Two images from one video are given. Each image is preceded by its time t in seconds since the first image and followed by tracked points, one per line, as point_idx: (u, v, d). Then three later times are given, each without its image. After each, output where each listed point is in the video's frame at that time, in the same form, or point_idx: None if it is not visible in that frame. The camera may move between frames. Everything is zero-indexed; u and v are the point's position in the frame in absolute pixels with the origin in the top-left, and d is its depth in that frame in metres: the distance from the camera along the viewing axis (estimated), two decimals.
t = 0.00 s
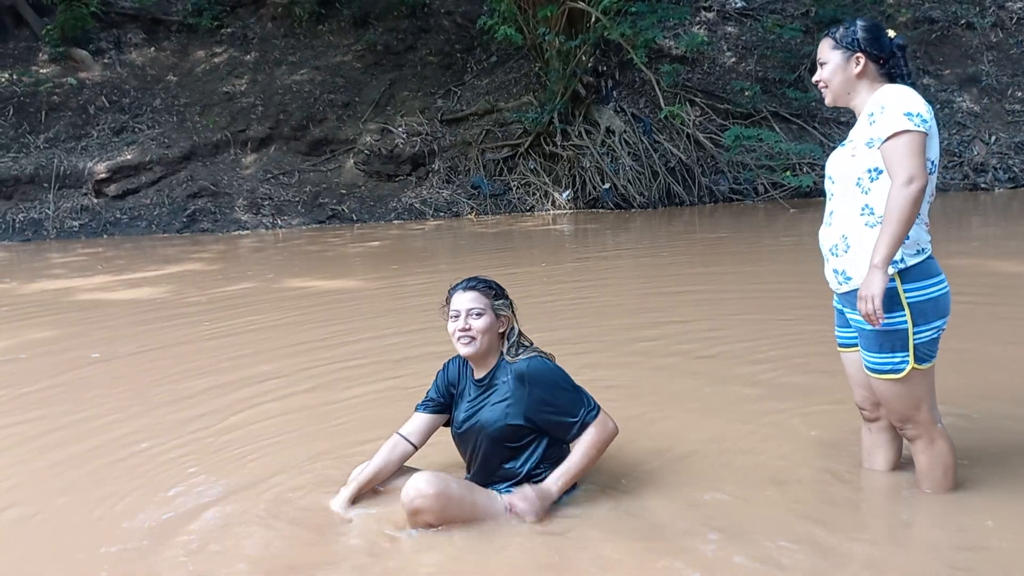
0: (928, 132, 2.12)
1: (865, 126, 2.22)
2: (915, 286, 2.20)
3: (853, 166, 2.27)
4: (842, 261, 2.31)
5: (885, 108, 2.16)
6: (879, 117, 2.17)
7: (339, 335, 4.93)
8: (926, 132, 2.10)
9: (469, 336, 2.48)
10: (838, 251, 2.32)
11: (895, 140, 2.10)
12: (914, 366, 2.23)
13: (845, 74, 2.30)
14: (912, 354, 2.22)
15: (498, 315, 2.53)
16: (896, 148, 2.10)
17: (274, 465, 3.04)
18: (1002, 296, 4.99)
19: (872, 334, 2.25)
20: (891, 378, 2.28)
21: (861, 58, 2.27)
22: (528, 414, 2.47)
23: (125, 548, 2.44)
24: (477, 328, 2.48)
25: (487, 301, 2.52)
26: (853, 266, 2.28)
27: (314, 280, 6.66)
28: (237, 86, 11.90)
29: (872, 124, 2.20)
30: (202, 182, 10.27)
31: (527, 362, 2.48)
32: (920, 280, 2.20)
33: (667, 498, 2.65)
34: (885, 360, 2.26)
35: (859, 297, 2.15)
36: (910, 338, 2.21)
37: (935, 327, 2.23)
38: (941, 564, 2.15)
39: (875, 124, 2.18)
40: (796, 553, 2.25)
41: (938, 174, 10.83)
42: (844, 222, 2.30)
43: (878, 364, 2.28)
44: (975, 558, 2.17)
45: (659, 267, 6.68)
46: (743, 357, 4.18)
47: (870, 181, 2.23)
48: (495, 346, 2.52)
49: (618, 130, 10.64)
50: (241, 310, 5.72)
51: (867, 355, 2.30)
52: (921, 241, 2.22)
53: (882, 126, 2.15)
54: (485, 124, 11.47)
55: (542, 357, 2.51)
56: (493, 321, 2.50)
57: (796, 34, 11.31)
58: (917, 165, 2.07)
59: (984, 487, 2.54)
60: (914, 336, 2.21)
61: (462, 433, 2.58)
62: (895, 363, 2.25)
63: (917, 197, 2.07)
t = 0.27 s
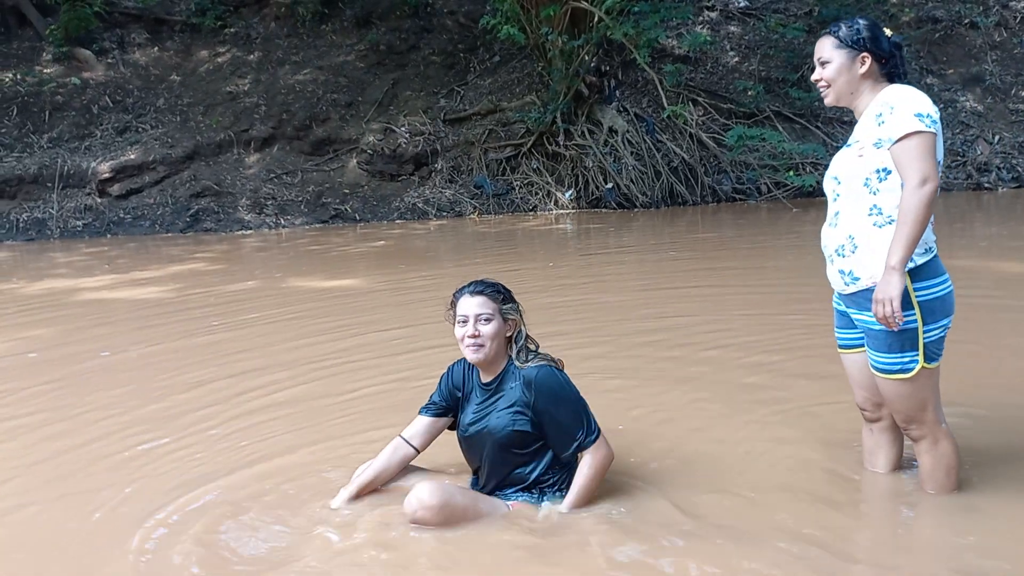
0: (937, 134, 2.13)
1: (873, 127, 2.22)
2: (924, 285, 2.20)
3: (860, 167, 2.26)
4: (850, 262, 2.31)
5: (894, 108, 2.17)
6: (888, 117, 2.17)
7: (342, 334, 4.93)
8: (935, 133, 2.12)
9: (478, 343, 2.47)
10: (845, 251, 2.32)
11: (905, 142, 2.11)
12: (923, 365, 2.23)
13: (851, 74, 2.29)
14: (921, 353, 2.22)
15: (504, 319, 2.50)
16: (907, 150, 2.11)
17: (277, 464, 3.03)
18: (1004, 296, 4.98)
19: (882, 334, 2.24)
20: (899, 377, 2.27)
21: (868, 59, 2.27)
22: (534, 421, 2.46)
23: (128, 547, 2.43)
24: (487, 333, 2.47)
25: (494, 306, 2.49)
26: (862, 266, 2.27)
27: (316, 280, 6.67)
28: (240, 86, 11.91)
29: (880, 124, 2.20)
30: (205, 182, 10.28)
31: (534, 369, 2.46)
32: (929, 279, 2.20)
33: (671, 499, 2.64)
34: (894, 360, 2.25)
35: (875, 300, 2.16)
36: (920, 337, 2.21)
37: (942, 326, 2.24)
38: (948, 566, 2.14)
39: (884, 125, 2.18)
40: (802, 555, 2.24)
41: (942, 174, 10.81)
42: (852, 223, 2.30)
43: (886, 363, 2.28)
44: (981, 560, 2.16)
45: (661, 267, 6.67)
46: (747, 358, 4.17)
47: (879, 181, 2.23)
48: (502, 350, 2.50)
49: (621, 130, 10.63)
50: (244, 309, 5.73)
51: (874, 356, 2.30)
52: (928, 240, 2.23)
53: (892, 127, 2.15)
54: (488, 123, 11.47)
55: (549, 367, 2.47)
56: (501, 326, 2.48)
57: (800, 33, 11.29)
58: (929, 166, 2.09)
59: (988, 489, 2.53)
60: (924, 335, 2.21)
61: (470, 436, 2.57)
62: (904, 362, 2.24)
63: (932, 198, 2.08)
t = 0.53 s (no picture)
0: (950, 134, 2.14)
1: (884, 127, 2.20)
2: (931, 283, 2.20)
3: (868, 167, 2.25)
4: (858, 261, 2.29)
5: (907, 105, 2.16)
6: (902, 115, 2.16)
7: (344, 333, 4.93)
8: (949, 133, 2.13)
9: (479, 345, 2.46)
10: (852, 250, 2.31)
11: (922, 140, 2.11)
12: (931, 363, 2.23)
13: (856, 73, 2.27)
14: (930, 352, 2.22)
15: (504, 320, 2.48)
16: (923, 149, 2.11)
17: (278, 465, 3.03)
18: (1008, 295, 4.97)
19: (891, 333, 2.24)
20: (907, 376, 2.26)
21: (872, 56, 2.26)
22: (529, 425, 2.45)
23: (130, 549, 2.43)
24: (487, 336, 2.45)
25: (495, 308, 2.47)
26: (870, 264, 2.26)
27: (319, 279, 6.67)
28: (244, 85, 11.91)
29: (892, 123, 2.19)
30: (208, 181, 10.28)
31: (532, 374, 2.44)
32: (937, 276, 2.21)
33: (673, 499, 2.63)
34: (903, 359, 2.24)
35: (888, 301, 2.15)
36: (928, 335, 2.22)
37: (948, 324, 2.25)
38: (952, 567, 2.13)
39: (897, 124, 2.17)
40: (806, 557, 2.23)
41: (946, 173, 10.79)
42: (860, 221, 2.29)
43: (893, 362, 2.27)
44: (986, 561, 2.15)
45: (664, 266, 6.67)
46: (749, 357, 4.16)
47: (889, 180, 2.22)
48: (502, 352, 2.48)
49: (624, 130, 10.62)
50: (247, 309, 5.74)
51: (881, 355, 2.29)
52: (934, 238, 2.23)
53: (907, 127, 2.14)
54: (491, 123, 11.47)
55: (547, 372, 2.44)
56: (502, 328, 2.46)
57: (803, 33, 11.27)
58: (946, 166, 2.10)
59: (992, 489, 2.52)
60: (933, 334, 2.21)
61: (474, 437, 2.55)
62: (912, 361, 2.24)
63: (948, 197, 2.09)
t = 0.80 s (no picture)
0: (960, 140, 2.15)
1: (896, 132, 2.20)
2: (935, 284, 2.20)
3: (878, 170, 2.25)
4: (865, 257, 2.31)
5: (921, 111, 2.16)
6: (917, 122, 2.16)
7: (347, 333, 4.95)
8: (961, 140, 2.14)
9: (478, 350, 2.46)
10: (859, 248, 2.33)
11: (937, 148, 2.11)
12: (934, 364, 2.24)
13: (858, 73, 2.28)
14: (932, 353, 2.23)
15: (506, 325, 2.48)
16: (937, 157, 2.12)
17: (280, 464, 3.03)
18: (1010, 296, 4.97)
19: (894, 332, 2.25)
20: (908, 376, 2.27)
21: (871, 54, 2.27)
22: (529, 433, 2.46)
23: (132, 547, 2.44)
24: (487, 340, 2.46)
25: (494, 312, 2.47)
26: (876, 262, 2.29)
27: (322, 279, 6.69)
28: (247, 85, 11.94)
29: (906, 128, 2.18)
30: (212, 181, 10.30)
31: (532, 382, 2.43)
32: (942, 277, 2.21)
33: (674, 500, 2.63)
34: (906, 359, 2.25)
35: (907, 310, 2.16)
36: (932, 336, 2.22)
37: (951, 326, 2.24)
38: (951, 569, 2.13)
39: (910, 129, 2.17)
40: (805, 557, 2.23)
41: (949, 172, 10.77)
42: (869, 222, 2.30)
43: (895, 362, 2.28)
44: (984, 562, 2.15)
45: (666, 266, 6.68)
46: (751, 357, 4.17)
47: (900, 184, 2.23)
48: (502, 356, 2.48)
49: (627, 130, 10.62)
50: (250, 308, 5.76)
51: (883, 354, 2.30)
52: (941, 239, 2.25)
53: (921, 134, 2.15)
54: (493, 123, 11.48)
55: (545, 379, 2.42)
56: (501, 332, 2.46)
57: (806, 33, 11.27)
58: (959, 174, 2.11)
59: (992, 490, 2.52)
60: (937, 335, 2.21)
61: (479, 438, 2.56)
62: (915, 361, 2.24)
63: (962, 204, 2.12)
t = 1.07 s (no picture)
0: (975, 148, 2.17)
1: (914, 138, 2.19)
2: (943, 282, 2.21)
3: (894, 174, 2.24)
4: (874, 257, 2.31)
5: (942, 118, 2.15)
6: (937, 130, 2.15)
7: (351, 333, 4.95)
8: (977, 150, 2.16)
9: (479, 350, 2.45)
10: (870, 247, 2.32)
11: (957, 159, 2.12)
12: (941, 363, 2.23)
13: (870, 73, 2.26)
14: (940, 352, 2.22)
15: (504, 323, 2.47)
16: (955, 167, 2.13)
17: (284, 463, 3.03)
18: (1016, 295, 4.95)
19: (902, 331, 2.25)
20: (915, 376, 2.26)
21: (882, 54, 2.25)
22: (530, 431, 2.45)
23: (139, 546, 2.44)
24: (487, 339, 2.45)
25: (493, 311, 2.46)
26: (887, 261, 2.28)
27: (326, 278, 6.70)
28: (251, 85, 11.95)
29: (925, 136, 2.18)
30: (216, 181, 10.31)
31: (529, 377, 2.42)
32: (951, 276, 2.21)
33: (677, 499, 2.63)
34: (911, 358, 2.25)
35: (923, 318, 2.17)
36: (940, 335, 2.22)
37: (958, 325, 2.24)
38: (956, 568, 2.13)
39: (929, 138, 2.17)
40: (811, 557, 2.22)
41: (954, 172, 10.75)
42: (879, 220, 2.30)
43: (902, 361, 2.27)
44: (988, 562, 2.15)
45: (670, 266, 6.68)
46: (755, 357, 4.17)
47: (914, 190, 2.24)
48: (502, 355, 2.47)
49: (631, 129, 10.61)
50: (254, 308, 5.76)
51: (890, 354, 2.29)
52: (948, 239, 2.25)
53: (941, 142, 2.14)
54: (497, 122, 11.47)
55: (543, 375, 2.41)
56: (501, 331, 2.46)
57: (811, 32, 11.25)
58: (975, 183, 2.14)
59: (996, 490, 2.51)
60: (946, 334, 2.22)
61: (482, 441, 2.54)
62: (922, 360, 2.24)
63: (978, 215, 2.15)
